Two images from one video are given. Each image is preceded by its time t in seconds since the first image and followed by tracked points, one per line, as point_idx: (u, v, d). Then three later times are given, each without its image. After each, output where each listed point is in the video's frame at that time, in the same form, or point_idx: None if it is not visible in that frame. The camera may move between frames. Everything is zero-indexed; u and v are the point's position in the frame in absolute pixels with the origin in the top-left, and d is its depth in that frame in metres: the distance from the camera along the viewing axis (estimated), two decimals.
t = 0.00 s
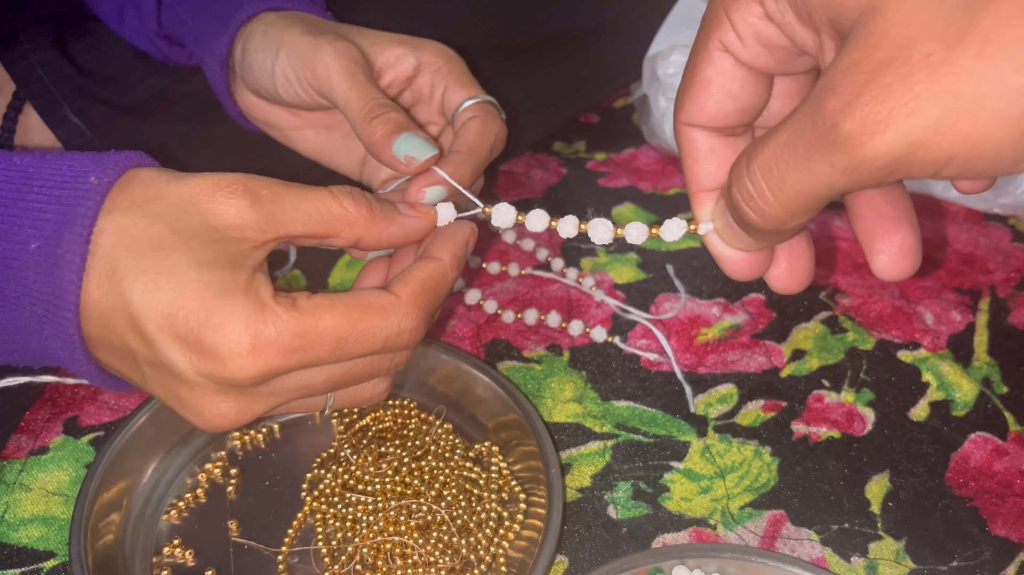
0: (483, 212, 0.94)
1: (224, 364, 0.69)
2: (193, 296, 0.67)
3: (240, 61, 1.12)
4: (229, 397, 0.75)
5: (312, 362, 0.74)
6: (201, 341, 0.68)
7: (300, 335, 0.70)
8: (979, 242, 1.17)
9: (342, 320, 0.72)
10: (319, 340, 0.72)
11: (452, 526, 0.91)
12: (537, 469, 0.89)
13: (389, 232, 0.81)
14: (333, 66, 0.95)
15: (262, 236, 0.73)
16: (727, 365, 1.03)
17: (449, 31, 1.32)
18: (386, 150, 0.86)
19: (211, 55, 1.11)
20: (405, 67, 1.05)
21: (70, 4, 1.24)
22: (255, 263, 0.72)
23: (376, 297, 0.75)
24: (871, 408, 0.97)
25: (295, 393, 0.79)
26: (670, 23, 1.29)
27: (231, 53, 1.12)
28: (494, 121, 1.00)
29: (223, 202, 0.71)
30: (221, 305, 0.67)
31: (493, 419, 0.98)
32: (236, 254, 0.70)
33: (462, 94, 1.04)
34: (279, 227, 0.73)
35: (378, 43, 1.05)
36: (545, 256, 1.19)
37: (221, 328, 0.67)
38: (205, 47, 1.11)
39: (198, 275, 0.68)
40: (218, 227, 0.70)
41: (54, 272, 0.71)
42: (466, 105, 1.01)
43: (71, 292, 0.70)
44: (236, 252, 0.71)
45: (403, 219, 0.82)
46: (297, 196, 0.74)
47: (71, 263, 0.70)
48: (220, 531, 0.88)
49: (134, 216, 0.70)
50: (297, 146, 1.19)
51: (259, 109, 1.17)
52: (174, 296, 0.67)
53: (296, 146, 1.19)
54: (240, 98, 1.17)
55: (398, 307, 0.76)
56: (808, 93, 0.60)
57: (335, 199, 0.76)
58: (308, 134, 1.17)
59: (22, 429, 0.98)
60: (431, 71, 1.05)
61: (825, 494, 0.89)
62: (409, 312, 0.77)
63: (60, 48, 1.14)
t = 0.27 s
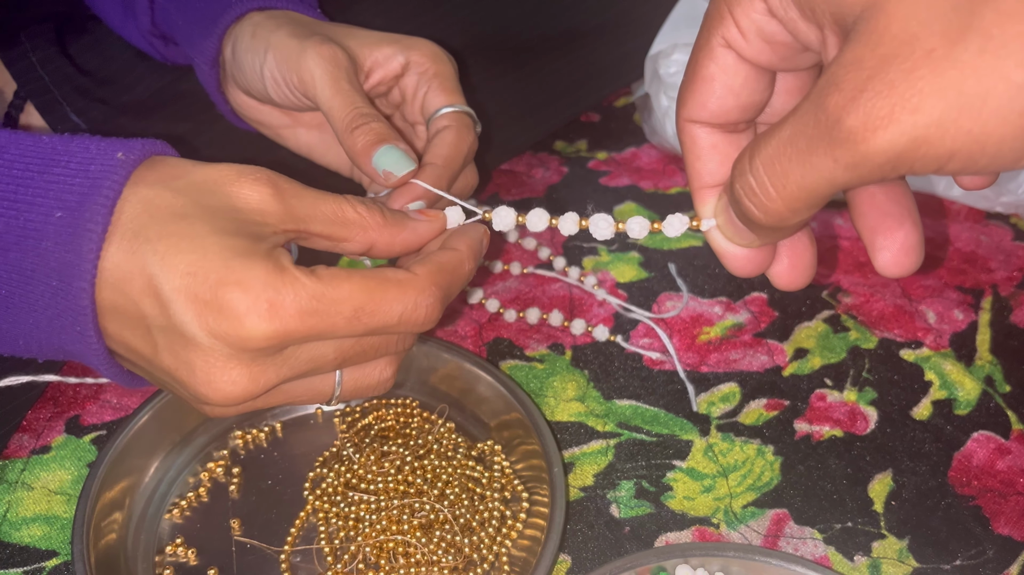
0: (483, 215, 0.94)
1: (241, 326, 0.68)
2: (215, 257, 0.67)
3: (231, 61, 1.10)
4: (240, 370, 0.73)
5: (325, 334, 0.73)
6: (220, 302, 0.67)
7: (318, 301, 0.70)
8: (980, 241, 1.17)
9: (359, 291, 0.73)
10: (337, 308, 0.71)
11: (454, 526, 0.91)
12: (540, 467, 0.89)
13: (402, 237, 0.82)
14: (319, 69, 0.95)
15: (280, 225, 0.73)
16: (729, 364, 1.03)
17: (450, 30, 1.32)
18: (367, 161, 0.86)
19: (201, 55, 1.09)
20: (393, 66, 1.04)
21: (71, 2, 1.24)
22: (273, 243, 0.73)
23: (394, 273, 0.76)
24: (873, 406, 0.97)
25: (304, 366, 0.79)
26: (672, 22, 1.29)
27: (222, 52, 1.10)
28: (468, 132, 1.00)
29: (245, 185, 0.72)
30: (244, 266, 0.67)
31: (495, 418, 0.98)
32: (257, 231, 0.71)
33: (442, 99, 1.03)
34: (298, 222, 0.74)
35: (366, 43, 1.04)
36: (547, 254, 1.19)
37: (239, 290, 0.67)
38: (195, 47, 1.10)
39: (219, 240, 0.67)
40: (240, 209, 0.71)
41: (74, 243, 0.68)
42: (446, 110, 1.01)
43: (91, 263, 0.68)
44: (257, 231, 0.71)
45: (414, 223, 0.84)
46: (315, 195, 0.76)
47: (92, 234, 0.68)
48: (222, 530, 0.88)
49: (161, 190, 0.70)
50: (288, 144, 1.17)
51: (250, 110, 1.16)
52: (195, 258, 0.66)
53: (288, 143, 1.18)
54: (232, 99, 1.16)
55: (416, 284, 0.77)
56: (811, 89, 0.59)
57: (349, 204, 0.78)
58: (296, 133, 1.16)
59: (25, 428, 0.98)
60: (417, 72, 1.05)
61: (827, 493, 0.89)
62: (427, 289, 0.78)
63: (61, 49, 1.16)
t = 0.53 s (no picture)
0: (483, 208, 0.94)
1: (270, 340, 0.70)
2: (241, 273, 0.68)
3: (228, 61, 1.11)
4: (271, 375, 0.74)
5: (351, 344, 0.75)
6: (248, 318, 0.69)
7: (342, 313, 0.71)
8: (981, 241, 1.17)
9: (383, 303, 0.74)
10: (361, 319, 0.73)
11: (455, 525, 0.91)
12: (541, 467, 0.90)
13: (415, 237, 0.83)
14: (314, 73, 0.95)
15: (299, 229, 0.74)
16: (730, 364, 1.03)
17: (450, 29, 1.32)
18: (358, 169, 0.87)
19: (195, 53, 1.09)
20: (389, 68, 1.04)
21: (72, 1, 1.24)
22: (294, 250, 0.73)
23: (417, 283, 0.77)
24: (874, 406, 0.97)
25: (334, 376, 0.80)
26: (672, 21, 1.29)
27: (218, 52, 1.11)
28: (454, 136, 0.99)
29: (263, 189, 0.71)
30: (270, 282, 0.68)
31: (496, 418, 0.98)
32: (277, 238, 0.72)
33: (433, 102, 1.03)
34: (315, 225, 0.74)
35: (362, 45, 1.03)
36: (548, 254, 1.19)
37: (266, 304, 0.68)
38: (190, 44, 1.09)
39: (244, 253, 0.68)
40: (260, 214, 0.71)
41: (98, 257, 0.68)
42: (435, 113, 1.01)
43: (116, 276, 0.68)
44: (277, 238, 0.72)
45: (426, 222, 0.85)
46: (331, 195, 0.76)
47: (115, 247, 0.68)
48: (223, 530, 0.88)
49: (181, 200, 0.70)
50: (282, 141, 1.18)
51: (247, 108, 1.16)
52: (221, 274, 0.68)
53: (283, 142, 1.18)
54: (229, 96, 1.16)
55: (439, 292, 0.77)
56: (811, 82, 0.60)
57: (365, 206, 0.78)
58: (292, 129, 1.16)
59: (26, 428, 0.98)
60: (411, 74, 1.05)
61: (828, 493, 0.89)
62: (449, 298, 0.78)
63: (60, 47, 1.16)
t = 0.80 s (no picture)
0: (482, 208, 0.93)
1: (275, 348, 0.70)
2: (245, 282, 0.68)
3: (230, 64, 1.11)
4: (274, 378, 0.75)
5: (355, 350, 0.75)
6: (252, 327, 0.69)
7: (347, 322, 0.71)
8: (981, 240, 1.17)
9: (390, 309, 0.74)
10: (365, 327, 0.73)
11: (455, 524, 0.91)
12: (540, 467, 0.89)
13: (417, 237, 0.82)
14: (313, 87, 0.95)
15: (302, 232, 0.73)
16: (730, 363, 1.03)
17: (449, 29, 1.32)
18: (351, 185, 0.87)
19: (197, 52, 1.08)
20: (392, 83, 1.04)
21: (71, 1, 1.24)
22: (297, 254, 0.73)
23: (421, 289, 0.76)
24: (874, 405, 0.97)
25: (337, 380, 0.81)
26: (672, 21, 1.29)
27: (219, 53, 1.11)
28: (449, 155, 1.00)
29: (266, 191, 0.70)
30: (274, 291, 0.69)
31: (496, 417, 0.98)
32: (280, 243, 0.71)
33: (429, 119, 1.03)
34: (318, 226, 0.73)
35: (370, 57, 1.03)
36: (547, 253, 1.19)
37: (272, 312, 0.69)
38: (192, 45, 1.09)
39: (248, 262, 0.68)
40: (263, 218, 0.70)
41: (105, 262, 0.69)
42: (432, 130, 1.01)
43: (123, 281, 0.69)
44: (281, 243, 0.71)
45: (430, 222, 0.84)
46: (335, 194, 0.74)
47: (121, 253, 0.68)
48: (222, 529, 0.88)
49: (183, 205, 0.69)
50: (276, 142, 1.17)
51: (246, 108, 1.16)
52: (226, 282, 0.68)
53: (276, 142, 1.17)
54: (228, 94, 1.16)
55: (442, 298, 0.77)
56: (808, 83, 0.60)
57: (369, 205, 0.77)
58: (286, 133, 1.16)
59: (25, 428, 0.98)
60: (413, 89, 1.05)
61: (828, 492, 0.89)
62: (453, 304, 0.78)
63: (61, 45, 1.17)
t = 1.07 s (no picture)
0: (483, 208, 0.93)
1: (281, 364, 0.71)
2: (250, 301, 0.68)
3: (236, 60, 1.09)
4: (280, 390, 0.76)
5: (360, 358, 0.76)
6: (258, 345, 0.70)
7: (351, 336, 0.72)
8: (980, 240, 1.17)
9: (392, 318, 0.74)
10: (369, 339, 0.73)
11: (453, 525, 0.91)
12: (539, 467, 0.89)
13: (414, 244, 0.81)
14: (319, 93, 0.94)
15: (299, 240, 0.72)
16: (728, 363, 1.03)
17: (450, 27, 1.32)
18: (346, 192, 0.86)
19: (203, 52, 1.08)
20: (399, 99, 1.05)
21: None
22: (297, 265, 0.73)
23: (421, 297, 0.77)
24: (873, 405, 0.97)
25: (340, 387, 0.82)
26: (672, 20, 1.29)
27: (225, 51, 1.10)
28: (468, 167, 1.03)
29: (264, 200, 0.69)
30: (279, 309, 0.69)
31: (494, 417, 0.98)
32: (280, 256, 0.71)
33: (444, 135, 1.06)
34: (318, 233, 0.73)
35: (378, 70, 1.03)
36: (546, 253, 1.19)
37: (277, 330, 0.69)
38: (198, 45, 1.09)
39: (250, 279, 0.68)
40: (263, 230, 0.70)
41: (109, 278, 0.70)
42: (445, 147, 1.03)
43: (128, 297, 0.70)
44: (280, 253, 0.71)
45: (427, 229, 0.83)
46: (334, 199, 0.74)
47: (124, 269, 0.69)
48: (221, 529, 0.88)
49: (182, 221, 0.69)
50: (268, 142, 1.18)
51: (245, 106, 1.15)
52: (231, 301, 0.68)
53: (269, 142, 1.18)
54: (228, 91, 1.15)
55: (441, 305, 0.77)
56: (812, 76, 0.60)
57: (367, 210, 0.76)
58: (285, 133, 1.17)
59: (23, 428, 0.98)
60: (421, 105, 1.07)
61: (827, 492, 0.89)
62: (452, 310, 0.78)
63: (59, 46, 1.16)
